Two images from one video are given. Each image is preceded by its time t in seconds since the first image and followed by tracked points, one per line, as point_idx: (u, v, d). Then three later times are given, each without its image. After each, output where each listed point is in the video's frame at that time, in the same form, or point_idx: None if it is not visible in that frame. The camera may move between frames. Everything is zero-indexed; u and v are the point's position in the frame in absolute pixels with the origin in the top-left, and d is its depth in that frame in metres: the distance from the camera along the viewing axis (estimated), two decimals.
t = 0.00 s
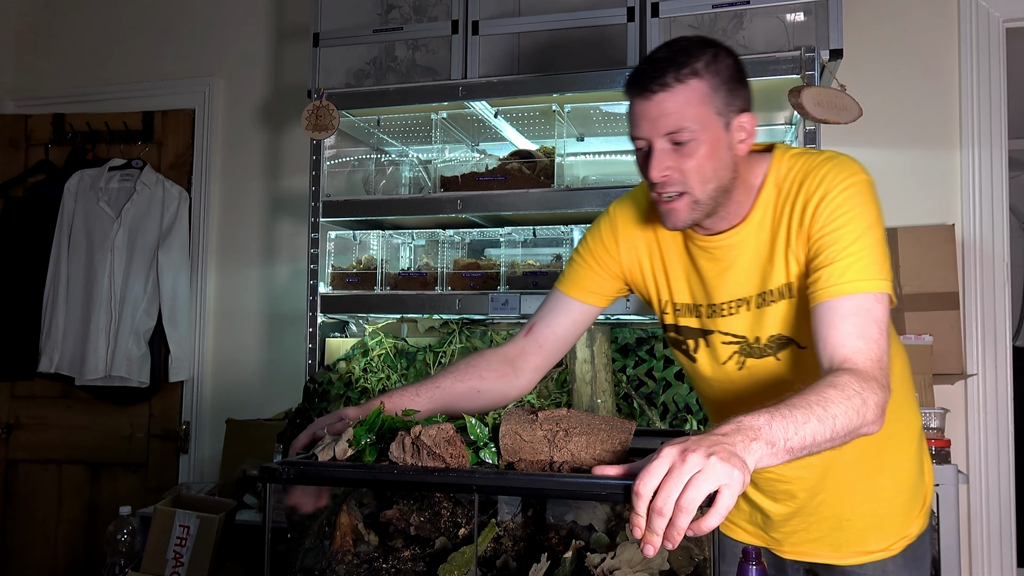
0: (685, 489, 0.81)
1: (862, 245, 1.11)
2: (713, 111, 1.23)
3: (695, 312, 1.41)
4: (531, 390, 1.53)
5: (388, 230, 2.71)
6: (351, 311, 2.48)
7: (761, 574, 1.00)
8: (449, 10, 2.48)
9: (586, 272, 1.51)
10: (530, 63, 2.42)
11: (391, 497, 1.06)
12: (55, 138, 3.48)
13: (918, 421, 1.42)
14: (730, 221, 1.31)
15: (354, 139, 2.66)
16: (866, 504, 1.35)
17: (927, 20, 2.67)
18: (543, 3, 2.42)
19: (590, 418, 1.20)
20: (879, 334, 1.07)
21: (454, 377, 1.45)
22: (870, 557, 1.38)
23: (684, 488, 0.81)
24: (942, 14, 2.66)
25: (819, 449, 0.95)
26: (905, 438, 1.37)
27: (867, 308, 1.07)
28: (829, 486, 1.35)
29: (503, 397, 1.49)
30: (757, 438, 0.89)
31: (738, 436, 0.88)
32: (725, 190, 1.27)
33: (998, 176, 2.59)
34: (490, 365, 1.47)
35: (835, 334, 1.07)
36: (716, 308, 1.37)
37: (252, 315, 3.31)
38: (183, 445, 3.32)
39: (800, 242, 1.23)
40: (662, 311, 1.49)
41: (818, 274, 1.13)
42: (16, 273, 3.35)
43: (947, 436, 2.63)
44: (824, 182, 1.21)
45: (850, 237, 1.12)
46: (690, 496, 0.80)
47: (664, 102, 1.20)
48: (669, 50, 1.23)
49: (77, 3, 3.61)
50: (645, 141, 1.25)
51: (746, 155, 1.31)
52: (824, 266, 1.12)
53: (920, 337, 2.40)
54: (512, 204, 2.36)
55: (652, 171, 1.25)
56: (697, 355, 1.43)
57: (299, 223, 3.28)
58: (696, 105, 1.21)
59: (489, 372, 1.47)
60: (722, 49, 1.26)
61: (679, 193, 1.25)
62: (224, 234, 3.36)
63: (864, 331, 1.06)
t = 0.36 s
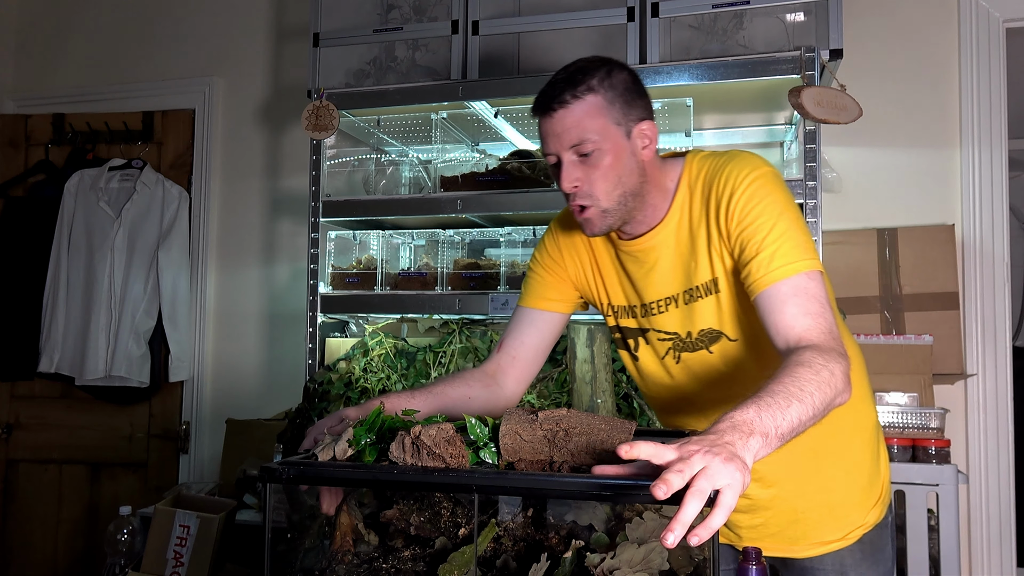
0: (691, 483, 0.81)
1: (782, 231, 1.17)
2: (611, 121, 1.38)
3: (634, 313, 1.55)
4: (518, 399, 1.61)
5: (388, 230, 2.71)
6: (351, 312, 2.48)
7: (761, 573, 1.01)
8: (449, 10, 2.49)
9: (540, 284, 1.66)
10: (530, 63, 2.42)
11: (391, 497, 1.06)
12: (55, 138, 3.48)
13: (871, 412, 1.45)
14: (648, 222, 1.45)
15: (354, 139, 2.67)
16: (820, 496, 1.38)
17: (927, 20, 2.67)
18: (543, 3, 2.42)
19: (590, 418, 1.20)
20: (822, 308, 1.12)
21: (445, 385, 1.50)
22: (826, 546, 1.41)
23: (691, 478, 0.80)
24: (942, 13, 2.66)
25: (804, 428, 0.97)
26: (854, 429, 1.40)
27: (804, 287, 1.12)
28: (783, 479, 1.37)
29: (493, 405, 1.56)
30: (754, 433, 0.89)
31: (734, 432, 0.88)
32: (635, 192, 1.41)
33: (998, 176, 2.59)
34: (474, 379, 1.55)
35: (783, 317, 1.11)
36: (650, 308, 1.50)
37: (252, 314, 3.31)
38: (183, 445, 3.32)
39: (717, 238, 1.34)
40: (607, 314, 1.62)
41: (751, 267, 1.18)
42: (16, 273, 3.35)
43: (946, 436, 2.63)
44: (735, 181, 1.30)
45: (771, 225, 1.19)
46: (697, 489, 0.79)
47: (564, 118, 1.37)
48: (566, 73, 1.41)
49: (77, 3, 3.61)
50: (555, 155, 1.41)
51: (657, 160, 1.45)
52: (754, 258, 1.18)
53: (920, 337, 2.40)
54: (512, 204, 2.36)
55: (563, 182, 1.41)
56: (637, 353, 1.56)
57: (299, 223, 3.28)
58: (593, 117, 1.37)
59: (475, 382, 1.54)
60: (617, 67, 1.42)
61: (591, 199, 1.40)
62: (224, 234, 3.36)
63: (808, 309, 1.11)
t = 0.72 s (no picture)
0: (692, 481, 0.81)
1: (738, 234, 1.17)
2: (572, 132, 1.41)
3: (605, 318, 1.55)
4: (518, 400, 1.61)
5: (388, 230, 2.71)
6: (351, 312, 2.48)
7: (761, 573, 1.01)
8: (450, 10, 2.49)
9: (520, 292, 1.67)
10: (530, 62, 2.42)
11: (391, 497, 1.06)
12: (55, 138, 3.48)
13: (851, 410, 1.44)
14: (612, 225, 1.46)
15: (354, 139, 2.66)
16: (798, 493, 1.38)
17: (927, 20, 2.67)
18: (543, 3, 2.42)
19: (590, 418, 1.20)
20: (788, 305, 1.11)
21: (446, 386, 1.51)
22: (805, 545, 1.41)
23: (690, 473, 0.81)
24: (942, 13, 2.66)
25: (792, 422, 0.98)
26: (832, 427, 1.39)
27: (767, 287, 1.12)
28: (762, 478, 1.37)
29: (495, 407, 1.55)
30: (750, 431, 0.89)
31: (732, 430, 0.89)
32: (601, 199, 1.43)
33: (998, 176, 2.59)
34: (473, 383, 1.55)
35: (751, 319, 1.11)
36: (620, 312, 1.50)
37: (252, 314, 3.31)
38: (183, 445, 3.32)
39: (676, 244, 1.35)
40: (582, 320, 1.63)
41: (713, 273, 1.18)
42: (16, 273, 3.35)
43: (946, 436, 2.63)
44: (689, 187, 1.30)
45: (726, 229, 1.18)
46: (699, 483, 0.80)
47: (528, 132, 1.39)
48: (525, 88, 1.43)
49: (77, 3, 3.61)
50: (521, 168, 1.43)
51: (616, 167, 1.48)
52: (715, 264, 1.18)
53: (920, 337, 2.39)
54: (512, 204, 2.36)
55: (532, 194, 1.42)
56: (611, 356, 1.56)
57: (299, 222, 3.28)
58: (556, 129, 1.39)
59: (475, 385, 1.54)
60: (572, 80, 1.46)
61: (560, 208, 1.42)
62: (224, 234, 3.36)
63: (773, 307, 1.11)
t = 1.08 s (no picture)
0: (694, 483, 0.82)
1: (726, 237, 1.16)
2: (563, 147, 1.41)
3: (600, 324, 1.56)
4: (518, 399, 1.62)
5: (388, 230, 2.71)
6: (351, 312, 2.48)
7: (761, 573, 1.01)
8: (450, 10, 2.49)
9: (517, 296, 1.68)
10: (530, 62, 2.41)
11: (391, 497, 1.06)
12: (55, 138, 3.48)
13: (849, 410, 1.44)
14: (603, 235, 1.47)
15: (355, 139, 2.66)
16: (796, 494, 1.38)
17: (927, 20, 2.67)
18: (543, 3, 2.42)
19: (590, 419, 1.20)
20: (778, 306, 1.11)
21: (445, 386, 1.51)
22: (803, 544, 1.41)
23: (689, 474, 0.81)
24: (943, 13, 2.66)
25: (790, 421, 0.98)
26: (829, 427, 1.39)
27: (758, 288, 1.11)
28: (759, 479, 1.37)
29: (494, 408, 1.56)
30: (752, 431, 0.90)
31: (734, 431, 0.89)
32: (593, 211, 1.43)
33: (998, 176, 2.59)
34: (472, 383, 1.55)
35: (742, 321, 1.10)
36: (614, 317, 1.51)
37: (252, 315, 3.31)
38: (183, 445, 3.32)
39: (665, 250, 1.35)
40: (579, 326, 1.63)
41: (704, 276, 1.17)
42: (16, 273, 3.35)
43: (946, 436, 2.63)
44: (676, 193, 1.30)
45: (714, 232, 1.17)
46: (700, 485, 0.81)
47: (519, 149, 1.38)
48: (513, 104, 1.42)
49: (77, 3, 3.61)
50: (514, 184, 1.42)
51: (605, 179, 1.48)
52: (705, 267, 1.17)
53: (920, 337, 2.39)
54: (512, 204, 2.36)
55: (526, 210, 1.42)
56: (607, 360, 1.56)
57: (299, 222, 3.28)
58: (547, 145, 1.39)
59: (475, 385, 1.54)
60: (559, 95, 1.45)
61: (553, 222, 1.42)
62: (224, 234, 3.36)
63: (764, 308, 1.10)
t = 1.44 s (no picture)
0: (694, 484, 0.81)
1: (727, 227, 1.17)
2: (573, 151, 1.37)
3: (601, 322, 1.56)
4: (518, 399, 1.62)
5: (388, 230, 2.71)
6: (351, 312, 2.48)
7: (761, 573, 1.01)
8: (449, 10, 2.48)
9: (520, 297, 1.68)
10: (530, 62, 2.41)
11: (391, 497, 1.06)
12: (54, 138, 3.48)
13: (850, 406, 1.44)
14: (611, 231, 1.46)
15: (354, 139, 2.66)
16: (797, 490, 1.38)
17: (926, 20, 2.67)
18: (543, 3, 2.42)
19: (590, 418, 1.20)
20: (778, 295, 1.11)
21: (445, 387, 1.51)
22: (805, 540, 1.41)
23: (690, 474, 0.81)
24: (943, 13, 2.66)
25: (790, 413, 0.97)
26: (830, 423, 1.39)
27: (758, 277, 1.12)
28: (760, 477, 1.37)
29: (495, 408, 1.56)
30: (751, 430, 0.89)
31: (733, 430, 0.89)
32: (604, 211, 1.42)
33: (998, 176, 2.59)
34: (473, 384, 1.55)
35: (742, 310, 1.11)
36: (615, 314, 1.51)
37: (253, 314, 3.30)
38: (183, 445, 3.32)
39: (667, 244, 1.36)
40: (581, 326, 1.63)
41: (706, 266, 1.17)
42: (16, 272, 3.35)
43: (946, 436, 2.63)
44: (679, 186, 1.31)
45: (715, 223, 1.18)
46: (700, 486, 0.81)
47: (533, 159, 1.34)
48: (520, 111, 1.37)
49: (77, 2, 3.61)
50: (527, 193, 1.39)
51: (610, 177, 1.47)
52: (707, 257, 1.18)
53: (921, 336, 2.39)
54: (512, 204, 2.36)
55: (542, 217, 1.39)
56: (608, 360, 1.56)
57: (299, 222, 3.28)
58: (559, 152, 1.35)
59: (475, 386, 1.54)
60: (562, 97, 1.40)
61: (569, 227, 1.40)
62: (224, 235, 3.36)
63: (764, 298, 1.10)
